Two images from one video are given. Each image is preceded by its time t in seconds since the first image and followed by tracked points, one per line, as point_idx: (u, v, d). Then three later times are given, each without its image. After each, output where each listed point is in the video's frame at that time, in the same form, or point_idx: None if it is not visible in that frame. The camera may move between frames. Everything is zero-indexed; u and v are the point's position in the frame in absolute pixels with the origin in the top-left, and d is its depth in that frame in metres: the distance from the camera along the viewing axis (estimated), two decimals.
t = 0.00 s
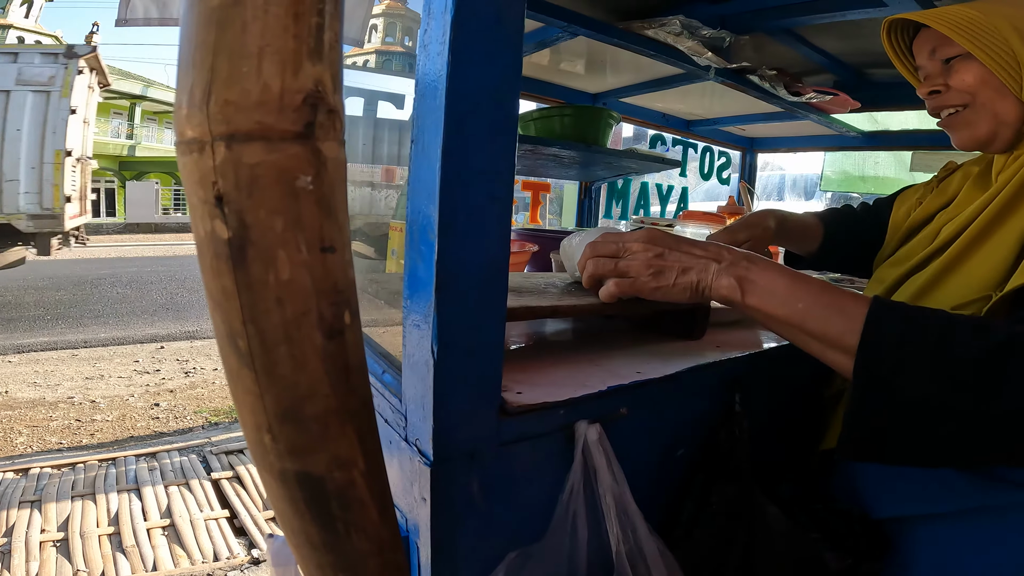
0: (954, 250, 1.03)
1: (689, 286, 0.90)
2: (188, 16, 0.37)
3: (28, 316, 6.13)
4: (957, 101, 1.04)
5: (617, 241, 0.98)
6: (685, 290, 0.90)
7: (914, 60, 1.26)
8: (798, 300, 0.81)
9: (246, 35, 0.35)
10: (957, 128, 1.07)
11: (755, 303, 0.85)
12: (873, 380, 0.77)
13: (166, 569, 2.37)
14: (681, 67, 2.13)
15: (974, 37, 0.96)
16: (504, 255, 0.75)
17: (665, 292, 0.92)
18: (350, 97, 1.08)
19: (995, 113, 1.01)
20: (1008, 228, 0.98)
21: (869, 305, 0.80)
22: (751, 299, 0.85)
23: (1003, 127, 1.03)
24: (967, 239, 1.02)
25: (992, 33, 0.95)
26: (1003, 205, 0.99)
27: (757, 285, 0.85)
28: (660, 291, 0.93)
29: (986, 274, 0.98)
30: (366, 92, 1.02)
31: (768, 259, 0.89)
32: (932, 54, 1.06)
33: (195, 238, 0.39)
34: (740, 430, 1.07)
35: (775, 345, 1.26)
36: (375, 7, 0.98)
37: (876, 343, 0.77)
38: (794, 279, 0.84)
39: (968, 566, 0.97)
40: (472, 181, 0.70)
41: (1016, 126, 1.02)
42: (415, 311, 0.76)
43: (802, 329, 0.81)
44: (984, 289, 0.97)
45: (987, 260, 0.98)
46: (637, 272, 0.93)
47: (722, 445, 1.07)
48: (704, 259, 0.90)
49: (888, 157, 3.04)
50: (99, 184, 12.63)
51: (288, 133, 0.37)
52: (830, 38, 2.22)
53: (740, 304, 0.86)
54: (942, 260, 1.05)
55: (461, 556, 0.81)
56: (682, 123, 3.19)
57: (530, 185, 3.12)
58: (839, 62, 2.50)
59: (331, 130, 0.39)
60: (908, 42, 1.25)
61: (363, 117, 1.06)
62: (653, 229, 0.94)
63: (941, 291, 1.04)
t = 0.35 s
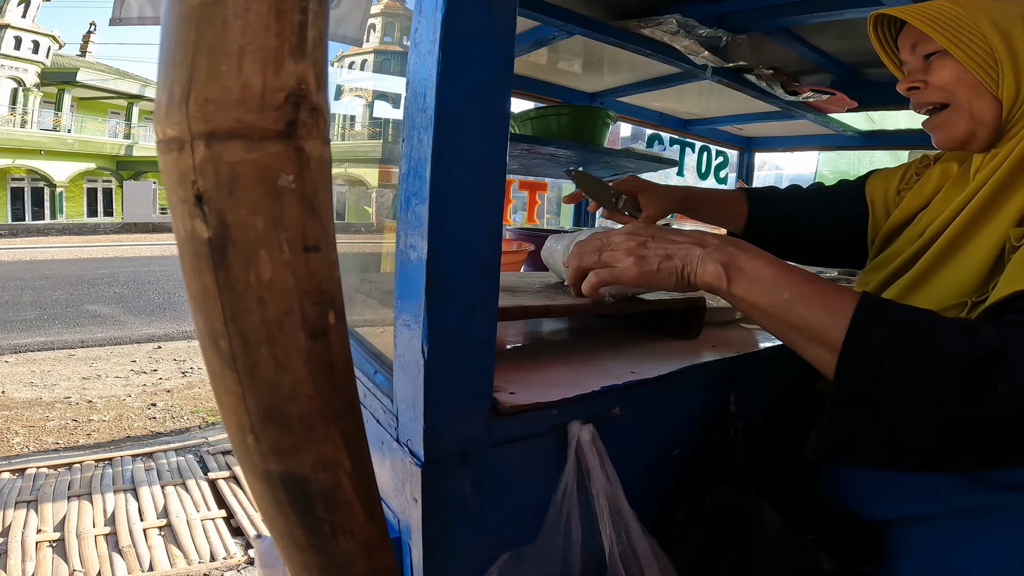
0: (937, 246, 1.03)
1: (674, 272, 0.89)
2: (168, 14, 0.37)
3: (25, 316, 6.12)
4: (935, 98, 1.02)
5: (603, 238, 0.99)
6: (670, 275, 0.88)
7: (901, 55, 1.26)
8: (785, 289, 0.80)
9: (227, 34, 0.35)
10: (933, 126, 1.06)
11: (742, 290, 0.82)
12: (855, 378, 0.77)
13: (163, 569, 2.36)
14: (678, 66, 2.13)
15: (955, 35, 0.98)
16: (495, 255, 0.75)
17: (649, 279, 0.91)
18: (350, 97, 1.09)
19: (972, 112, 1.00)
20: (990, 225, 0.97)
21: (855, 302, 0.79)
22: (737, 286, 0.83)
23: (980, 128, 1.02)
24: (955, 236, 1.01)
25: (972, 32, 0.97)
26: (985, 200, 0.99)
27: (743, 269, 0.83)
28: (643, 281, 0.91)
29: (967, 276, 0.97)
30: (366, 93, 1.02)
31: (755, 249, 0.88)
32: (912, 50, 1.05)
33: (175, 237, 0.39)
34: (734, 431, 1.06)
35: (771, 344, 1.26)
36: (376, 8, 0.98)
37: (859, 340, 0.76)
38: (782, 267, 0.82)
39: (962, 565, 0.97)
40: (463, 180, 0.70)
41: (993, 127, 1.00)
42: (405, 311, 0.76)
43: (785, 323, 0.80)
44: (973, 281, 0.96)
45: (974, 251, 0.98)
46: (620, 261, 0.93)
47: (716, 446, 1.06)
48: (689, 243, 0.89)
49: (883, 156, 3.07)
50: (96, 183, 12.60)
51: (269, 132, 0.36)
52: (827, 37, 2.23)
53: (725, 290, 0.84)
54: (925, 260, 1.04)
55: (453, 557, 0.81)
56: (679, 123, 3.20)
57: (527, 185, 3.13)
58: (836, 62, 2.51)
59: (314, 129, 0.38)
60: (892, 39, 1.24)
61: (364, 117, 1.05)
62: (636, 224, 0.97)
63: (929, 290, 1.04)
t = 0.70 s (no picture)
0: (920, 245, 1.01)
1: (656, 267, 0.90)
2: (150, 9, 0.36)
3: (23, 316, 6.11)
4: (892, 83, 1.10)
5: (592, 237, 1.02)
6: (651, 270, 0.90)
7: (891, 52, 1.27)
8: (767, 284, 0.79)
9: (210, 29, 0.34)
10: (889, 111, 1.13)
11: (722, 285, 0.82)
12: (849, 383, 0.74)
13: (161, 570, 2.36)
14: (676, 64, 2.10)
15: (911, 23, 1.04)
16: (489, 253, 0.74)
17: (633, 274, 0.93)
18: (349, 96, 1.09)
19: (919, 98, 1.07)
20: (975, 221, 0.95)
21: (835, 297, 0.78)
22: (717, 281, 0.83)
23: (925, 113, 1.08)
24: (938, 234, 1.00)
25: (929, 18, 1.02)
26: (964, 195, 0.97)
27: (723, 262, 0.83)
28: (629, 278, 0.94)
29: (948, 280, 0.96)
30: (365, 92, 1.01)
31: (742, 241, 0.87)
32: (886, 39, 1.13)
33: (159, 236, 0.38)
34: (732, 431, 1.06)
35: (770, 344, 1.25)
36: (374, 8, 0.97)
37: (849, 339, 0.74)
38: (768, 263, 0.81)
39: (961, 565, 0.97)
40: (457, 177, 0.69)
41: (936, 115, 1.06)
42: (399, 310, 0.75)
43: (763, 317, 0.79)
44: (960, 279, 0.94)
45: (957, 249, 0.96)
46: (606, 259, 0.97)
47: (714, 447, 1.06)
48: (671, 238, 0.90)
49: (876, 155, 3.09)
50: (94, 183, 12.58)
51: (253, 128, 0.36)
52: (826, 35, 2.23)
53: (707, 285, 0.84)
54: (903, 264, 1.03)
55: (449, 560, 0.80)
56: (677, 122, 3.20)
57: (525, 184, 3.12)
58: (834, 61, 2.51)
59: (301, 124, 0.37)
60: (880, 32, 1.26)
61: (362, 116, 1.06)
62: (626, 222, 0.99)
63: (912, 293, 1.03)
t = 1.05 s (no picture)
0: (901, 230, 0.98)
1: (677, 233, 0.88)
2: (160, 6, 0.36)
3: (21, 315, 6.09)
4: (886, 78, 1.09)
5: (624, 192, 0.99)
6: (672, 237, 0.88)
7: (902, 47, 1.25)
8: (777, 252, 0.76)
9: (220, 24, 0.34)
10: (881, 104, 1.13)
11: (735, 252, 0.81)
12: (844, 358, 0.74)
13: (160, 570, 2.35)
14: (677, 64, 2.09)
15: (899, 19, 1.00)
16: (494, 252, 0.74)
17: (657, 238, 0.91)
18: (345, 96, 1.06)
19: (904, 92, 1.05)
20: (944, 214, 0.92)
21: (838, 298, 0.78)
22: (731, 248, 0.81)
23: (909, 108, 1.06)
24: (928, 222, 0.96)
25: (918, 10, 0.96)
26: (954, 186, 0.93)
27: (738, 233, 0.80)
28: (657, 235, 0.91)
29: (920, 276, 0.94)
30: (363, 91, 1.00)
31: (763, 203, 0.82)
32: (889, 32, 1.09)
33: (169, 234, 0.38)
34: (736, 430, 1.06)
35: (772, 342, 1.25)
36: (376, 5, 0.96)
37: (843, 320, 0.74)
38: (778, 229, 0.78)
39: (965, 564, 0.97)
40: (463, 176, 0.69)
41: (920, 112, 1.05)
42: (404, 309, 0.75)
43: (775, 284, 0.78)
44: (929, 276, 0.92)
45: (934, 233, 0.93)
46: (634, 220, 0.94)
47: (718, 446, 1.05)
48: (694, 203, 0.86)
49: (862, 152, 3.17)
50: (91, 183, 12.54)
51: (264, 125, 0.35)
52: (825, 34, 2.23)
53: (722, 253, 0.82)
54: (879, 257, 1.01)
55: (454, 560, 0.80)
56: (676, 121, 3.20)
57: (525, 184, 3.12)
58: (834, 61, 2.54)
59: (311, 122, 0.37)
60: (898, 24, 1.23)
61: (361, 115, 1.04)
62: (661, 176, 0.94)
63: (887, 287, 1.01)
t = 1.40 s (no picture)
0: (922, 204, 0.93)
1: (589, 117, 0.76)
2: (161, 6, 0.36)
3: (20, 315, 6.10)
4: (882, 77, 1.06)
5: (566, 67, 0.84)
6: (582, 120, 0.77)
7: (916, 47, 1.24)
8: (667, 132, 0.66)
9: (220, 25, 0.34)
10: (876, 103, 1.10)
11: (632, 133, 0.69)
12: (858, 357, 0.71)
13: (160, 570, 2.35)
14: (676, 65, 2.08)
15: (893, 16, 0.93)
16: (493, 251, 0.74)
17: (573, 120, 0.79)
18: (345, 95, 1.04)
19: (897, 91, 1.01)
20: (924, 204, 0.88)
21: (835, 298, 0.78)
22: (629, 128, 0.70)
23: (902, 107, 1.03)
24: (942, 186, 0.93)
25: (914, 9, 0.89)
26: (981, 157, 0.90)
27: (640, 116, 0.69)
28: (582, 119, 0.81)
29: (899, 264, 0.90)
30: (362, 91, 1.00)
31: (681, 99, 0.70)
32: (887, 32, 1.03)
33: (169, 233, 0.38)
34: (734, 428, 1.06)
35: (771, 341, 1.26)
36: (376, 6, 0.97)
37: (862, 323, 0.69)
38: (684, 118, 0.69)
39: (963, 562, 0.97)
40: (462, 175, 0.69)
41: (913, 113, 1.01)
42: (403, 309, 0.75)
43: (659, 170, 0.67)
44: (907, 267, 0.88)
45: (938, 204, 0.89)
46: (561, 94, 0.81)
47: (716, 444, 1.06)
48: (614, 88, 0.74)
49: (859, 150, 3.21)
50: (89, 183, 12.53)
51: (265, 125, 0.35)
52: (824, 34, 2.24)
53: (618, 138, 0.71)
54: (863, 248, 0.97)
55: (453, 559, 0.80)
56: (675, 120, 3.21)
57: (524, 184, 3.12)
58: (834, 62, 2.54)
59: (311, 121, 0.37)
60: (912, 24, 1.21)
61: (360, 115, 1.03)
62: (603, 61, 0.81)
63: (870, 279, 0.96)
